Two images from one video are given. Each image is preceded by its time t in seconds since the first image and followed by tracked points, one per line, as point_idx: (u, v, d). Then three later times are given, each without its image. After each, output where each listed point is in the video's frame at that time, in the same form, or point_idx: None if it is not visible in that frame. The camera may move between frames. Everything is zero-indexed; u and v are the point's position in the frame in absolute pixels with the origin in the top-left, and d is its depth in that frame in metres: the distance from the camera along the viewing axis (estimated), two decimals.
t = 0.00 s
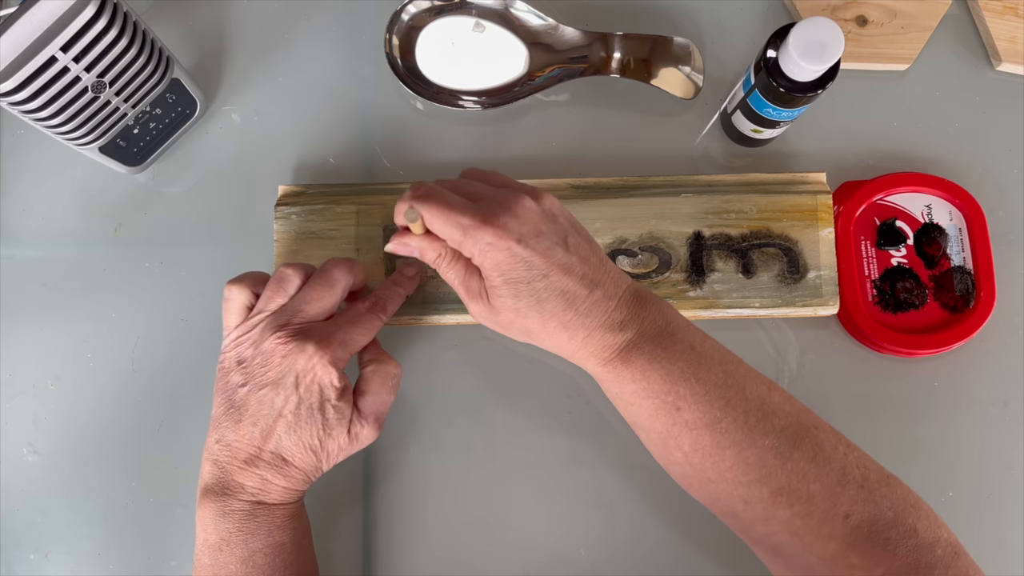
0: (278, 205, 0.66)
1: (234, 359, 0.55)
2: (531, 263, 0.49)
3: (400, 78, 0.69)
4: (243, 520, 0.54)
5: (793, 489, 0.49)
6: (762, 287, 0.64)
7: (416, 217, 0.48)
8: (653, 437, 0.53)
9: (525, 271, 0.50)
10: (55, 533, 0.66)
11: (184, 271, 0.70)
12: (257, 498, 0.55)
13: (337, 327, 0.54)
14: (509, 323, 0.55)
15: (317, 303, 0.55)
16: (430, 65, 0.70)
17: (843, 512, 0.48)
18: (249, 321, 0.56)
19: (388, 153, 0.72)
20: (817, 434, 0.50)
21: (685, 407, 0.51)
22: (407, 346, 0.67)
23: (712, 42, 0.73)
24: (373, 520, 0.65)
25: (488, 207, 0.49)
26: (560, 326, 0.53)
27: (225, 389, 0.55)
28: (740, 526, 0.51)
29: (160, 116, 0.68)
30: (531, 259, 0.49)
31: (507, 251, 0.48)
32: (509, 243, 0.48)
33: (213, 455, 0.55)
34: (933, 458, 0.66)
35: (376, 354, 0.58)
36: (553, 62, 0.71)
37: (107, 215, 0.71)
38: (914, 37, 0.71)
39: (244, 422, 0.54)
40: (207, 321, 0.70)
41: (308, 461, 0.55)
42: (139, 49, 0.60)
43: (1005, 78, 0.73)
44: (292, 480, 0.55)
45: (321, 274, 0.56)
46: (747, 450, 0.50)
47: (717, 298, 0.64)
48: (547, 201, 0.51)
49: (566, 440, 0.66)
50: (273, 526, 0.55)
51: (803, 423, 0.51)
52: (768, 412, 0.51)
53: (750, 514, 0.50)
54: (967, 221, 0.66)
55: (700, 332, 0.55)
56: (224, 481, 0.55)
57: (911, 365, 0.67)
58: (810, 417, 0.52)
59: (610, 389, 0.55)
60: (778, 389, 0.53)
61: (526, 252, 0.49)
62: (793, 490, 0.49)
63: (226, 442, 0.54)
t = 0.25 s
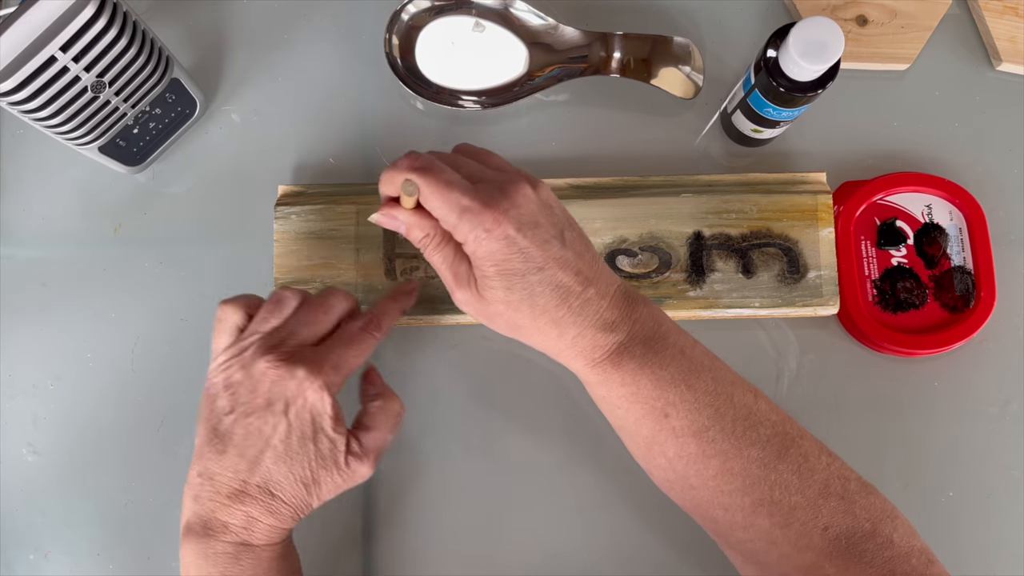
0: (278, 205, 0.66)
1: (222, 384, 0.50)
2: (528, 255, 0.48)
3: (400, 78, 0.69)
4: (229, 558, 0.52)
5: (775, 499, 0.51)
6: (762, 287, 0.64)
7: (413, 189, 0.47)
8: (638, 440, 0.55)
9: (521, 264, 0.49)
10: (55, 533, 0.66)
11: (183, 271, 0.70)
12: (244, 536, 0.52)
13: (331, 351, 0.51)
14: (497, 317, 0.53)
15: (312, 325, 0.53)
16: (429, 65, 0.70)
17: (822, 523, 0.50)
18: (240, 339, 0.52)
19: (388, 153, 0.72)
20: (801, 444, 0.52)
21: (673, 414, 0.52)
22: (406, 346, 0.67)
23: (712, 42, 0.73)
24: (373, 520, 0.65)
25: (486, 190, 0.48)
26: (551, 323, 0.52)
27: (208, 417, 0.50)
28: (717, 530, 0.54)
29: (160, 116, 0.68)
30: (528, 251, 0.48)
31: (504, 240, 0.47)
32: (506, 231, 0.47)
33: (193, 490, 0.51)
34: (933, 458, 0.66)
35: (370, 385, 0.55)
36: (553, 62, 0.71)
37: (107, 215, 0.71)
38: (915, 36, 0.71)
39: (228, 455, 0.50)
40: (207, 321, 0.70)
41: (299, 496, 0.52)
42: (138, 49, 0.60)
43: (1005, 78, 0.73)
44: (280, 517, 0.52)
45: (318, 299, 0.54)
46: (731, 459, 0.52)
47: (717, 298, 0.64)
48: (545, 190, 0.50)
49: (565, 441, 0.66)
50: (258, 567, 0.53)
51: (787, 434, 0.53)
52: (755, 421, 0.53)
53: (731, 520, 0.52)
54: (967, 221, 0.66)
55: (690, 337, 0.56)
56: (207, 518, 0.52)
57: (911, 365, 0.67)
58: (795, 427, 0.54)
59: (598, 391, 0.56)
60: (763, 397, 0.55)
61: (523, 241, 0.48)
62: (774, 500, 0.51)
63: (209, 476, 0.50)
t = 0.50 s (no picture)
0: (278, 205, 0.66)
1: (243, 391, 0.53)
2: (523, 261, 0.49)
3: (399, 78, 0.69)
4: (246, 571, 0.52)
5: (769, 493, 0.51)
6: (762, 287, 0.64)
7: (407, 207, 0.47)
8: (635, 438, 0.55)
9: (516, 270, 0.49)
10: (55, 533, 0.66)
11: (183, 271, 0.70)
12: (263, 547, 0.52)
13: (353, 354, 0.53)
14: (495, 322, 0.54)
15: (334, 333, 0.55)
16: (429, 65, 0.70)
17: (816, 517, 0.50)
18: (262, 349, 0.55)
19: (388, 153, 0.72)
20: (795, 439, 0.52)
21: (668, 411, 0.52)
22: (407, 346, 0.68)
23: (712, 42, 0.73)
24: (373, 520, 0.65)
25: (479, 201, 0.48)
26: (548, 326, 0.53)
27: (229, 424, 0.53)
28: (711, 525, 0.54)
29: (160, 116, 0.68)
30: (522, 257, 0.49)
31: (498, 249, 0.48)
32: (500, 240, 0.48)
33: (211, 500, 0.51)
34: (933, 458, 0.66)
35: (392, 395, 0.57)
36: (553, 61, 0.71)
37: (107, 215, 0.71)
38: (914, 37, 0.71)
39: (253, 460, 0.51)
40: (207, 321, 0.69)
41: (321, 503, 0.52)
42: (138, 49, 0.60)
43: (1005, 78, 0.73)
44: (301, 525, 0.52)
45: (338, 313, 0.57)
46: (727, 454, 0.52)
47: (717, 298, 0.64)
48: (538, 197, 0.50)
49: (566, 440, 0.66)
50: None
51: (781, 429, 0.53)
52: (749, 417, 0.53)
53: (725, 513, 0.52)
54: (967, 221, 0.66)
55: (685, 335, 0.56)
56: (226, 528, 0.51)
57: (912, 365, 0.67)
58: (789, 423, 0.54)
59: (595, 390, 0.56)
60: (758, 394, 0.55)
61: (517, 249, 0.48)
62: (768, 495, 0.51)
63: (231, 483, 0.51)
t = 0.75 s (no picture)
0: (278, 205, 0.66)
1: (249, 382, 0.54)
2: (522, 263, 0.49)
3: (400, 78, 0.69)
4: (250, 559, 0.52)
5: (770, 493, 0.51)
6: (762, 288, 0.64)
7: (401, 210, 0.47)
8: (637, 438, 0.55)
9: (515, 271, 0.49)
10: (55, 533, 0.66)
11: (183, 271, 0.70)
12: (266, 536, 0.52)
13: (355, 346, 0.53)
14: (496, 324, 0.54)
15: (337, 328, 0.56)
16: (429, 65, 0.70)
17: (818, 515, 0.50)
18: (269, 344, 0.56)
19: (388, 153, 0.72)
20: (796, 439, 0.52)
21: (670, 411, 0.52)
22: (407, 346, 0.68)
23: (712, 42, 0.73)
24: (373, 520, 0.65)
25: (475, 203, 0.48)
26: (549, 327, 0.53)
27: (234, 415, 0.53)
28: (713, 525, 0.54)
29: (160, 116, 0.68)
30: (521, 259, 0.49)
31: (496, 250, 0.48)
32: (498, 242, 0.47)
33: (215, 490, 0.52)
34: (933, 458, 0.66)
35: (393, 391, 0.57)
36: (553, 62, 0.71)
37: (107, 215, 0.71)
38: (914, 37, 0.71)
39: (257, 449, 0.51)
40: (207, 321, 0.69)
41: (323, 493, 0.52)
42: (138, 49, 0.60)
43: (1005, 78, 0.73)
44: (304, 514, 0.52)
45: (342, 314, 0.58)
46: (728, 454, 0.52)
47: (717, 298, 0.64)
48: (536, 198, 0.50)
49: (566, 440, 0.66)
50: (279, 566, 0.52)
51: (782, 429, 0.53)
52: (749, 416, 0.53)
53: (727, 514, 0.52)
54: (967, 221, 0.66)
55: (685, 335, 0.56)
56: (230, 517, 0.51)
57: (911, 365, 0.67)
58: (790, 422, 0.53)
59: (596, 390, 0.56)
60: (759, 394, 0.55)
61: (516, 251, 0.48)
62: (770, 494, 0.51)
63: (235, 473, 0.51)
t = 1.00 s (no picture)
0: (278, 205, 0.66)
1: (249, 383, 0.54)
2: (518, 262, 0.49)
3: (400, 78, 0.69)
4: (248, 559, 0.52)
5: (772, 486, 0.50)
6: (762, 288, 0.64)
7: (398, 216, 0.48)
8: (637, 435, 0.54)
9: (512, 270, 0.49)
10: (55, 533, 0.66)
11: (183, 271, 0.70)
12: (264, 535, 0.52)
13: (354, 346, 0.53)
14: (495, 325, 0.54)
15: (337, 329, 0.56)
16: (429, 65, 0.70)
17: (819, 508, 0.49)
18: (270, 346, 0.56)
19: (388, 153, 0.72)
20: (795, 432, 0.52)
21: (670, 406, 0.52)
22: (407, 346, 0.68)
23: (712, 42, 0.73)
24: (373, 520, 0.65)
25: (470, 204, 0.49)
26: (548, 325, 0.53)
27: (235, 415, 0.53)
28: (716, 522, 0.53)
29: (160, 116, 0.68)
30: (517, 258, 0.49)
31: (493, 250, 0.48)
32: (494, 242, 0.48)
33: (214, 490, 0.52)
34: (933, 458, 0.66)
35: (393, 393, 0.57)
36: (553, 62, 0.71)
37: (106, 215, 0.71)
38: (914, 37, 0.71)
39: (256, 448, 0.51)
40: (206, 321, 0.69)
41: (322, 493, 0.52)
42: (138, 49, 0.60)
43: (1005, 78, 0.73)
44: (302, 514, 0.52)
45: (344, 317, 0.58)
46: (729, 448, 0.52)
47: (717, 298, 0.64)
48: (530, 199, 0.50)
49: (566, 440, 0.66)
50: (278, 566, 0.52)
51: (782, 423, 0.52)
52: (749, 411, 0.52)
53: (729, 510, 0.51)
54: (967, 221, 0.66)
55: (684, 332, 0.56)
56: (229, 517, 0.51)
57: (911, 365, 0.67)
58: (788, 417, 0.53)
59: (596, 388, 0.56)
60: (758, 389, 0.55)
61: (512, 250, 0.48)
62: (771, 488, 0.50)
63: (234, 472, 0.51)
